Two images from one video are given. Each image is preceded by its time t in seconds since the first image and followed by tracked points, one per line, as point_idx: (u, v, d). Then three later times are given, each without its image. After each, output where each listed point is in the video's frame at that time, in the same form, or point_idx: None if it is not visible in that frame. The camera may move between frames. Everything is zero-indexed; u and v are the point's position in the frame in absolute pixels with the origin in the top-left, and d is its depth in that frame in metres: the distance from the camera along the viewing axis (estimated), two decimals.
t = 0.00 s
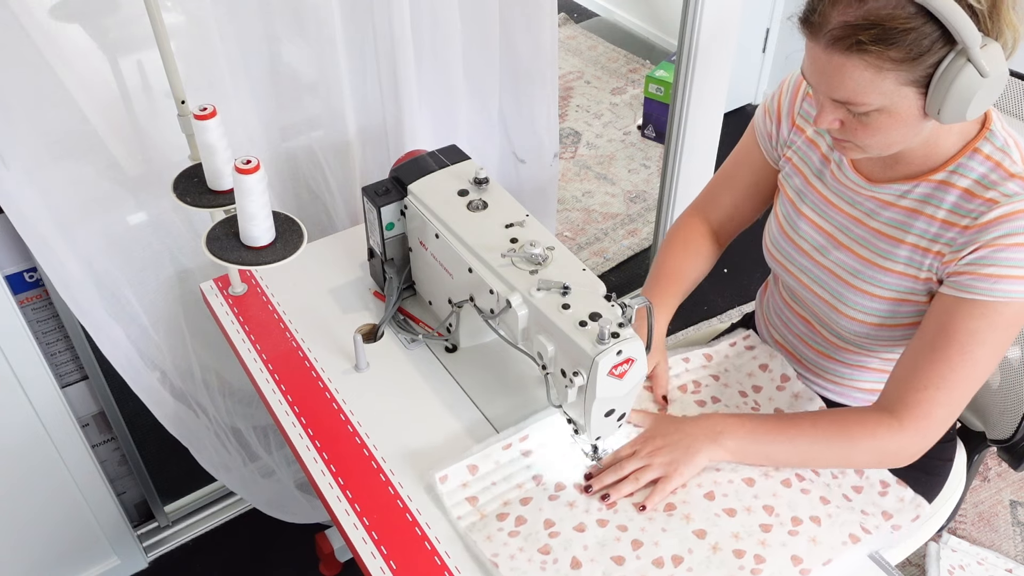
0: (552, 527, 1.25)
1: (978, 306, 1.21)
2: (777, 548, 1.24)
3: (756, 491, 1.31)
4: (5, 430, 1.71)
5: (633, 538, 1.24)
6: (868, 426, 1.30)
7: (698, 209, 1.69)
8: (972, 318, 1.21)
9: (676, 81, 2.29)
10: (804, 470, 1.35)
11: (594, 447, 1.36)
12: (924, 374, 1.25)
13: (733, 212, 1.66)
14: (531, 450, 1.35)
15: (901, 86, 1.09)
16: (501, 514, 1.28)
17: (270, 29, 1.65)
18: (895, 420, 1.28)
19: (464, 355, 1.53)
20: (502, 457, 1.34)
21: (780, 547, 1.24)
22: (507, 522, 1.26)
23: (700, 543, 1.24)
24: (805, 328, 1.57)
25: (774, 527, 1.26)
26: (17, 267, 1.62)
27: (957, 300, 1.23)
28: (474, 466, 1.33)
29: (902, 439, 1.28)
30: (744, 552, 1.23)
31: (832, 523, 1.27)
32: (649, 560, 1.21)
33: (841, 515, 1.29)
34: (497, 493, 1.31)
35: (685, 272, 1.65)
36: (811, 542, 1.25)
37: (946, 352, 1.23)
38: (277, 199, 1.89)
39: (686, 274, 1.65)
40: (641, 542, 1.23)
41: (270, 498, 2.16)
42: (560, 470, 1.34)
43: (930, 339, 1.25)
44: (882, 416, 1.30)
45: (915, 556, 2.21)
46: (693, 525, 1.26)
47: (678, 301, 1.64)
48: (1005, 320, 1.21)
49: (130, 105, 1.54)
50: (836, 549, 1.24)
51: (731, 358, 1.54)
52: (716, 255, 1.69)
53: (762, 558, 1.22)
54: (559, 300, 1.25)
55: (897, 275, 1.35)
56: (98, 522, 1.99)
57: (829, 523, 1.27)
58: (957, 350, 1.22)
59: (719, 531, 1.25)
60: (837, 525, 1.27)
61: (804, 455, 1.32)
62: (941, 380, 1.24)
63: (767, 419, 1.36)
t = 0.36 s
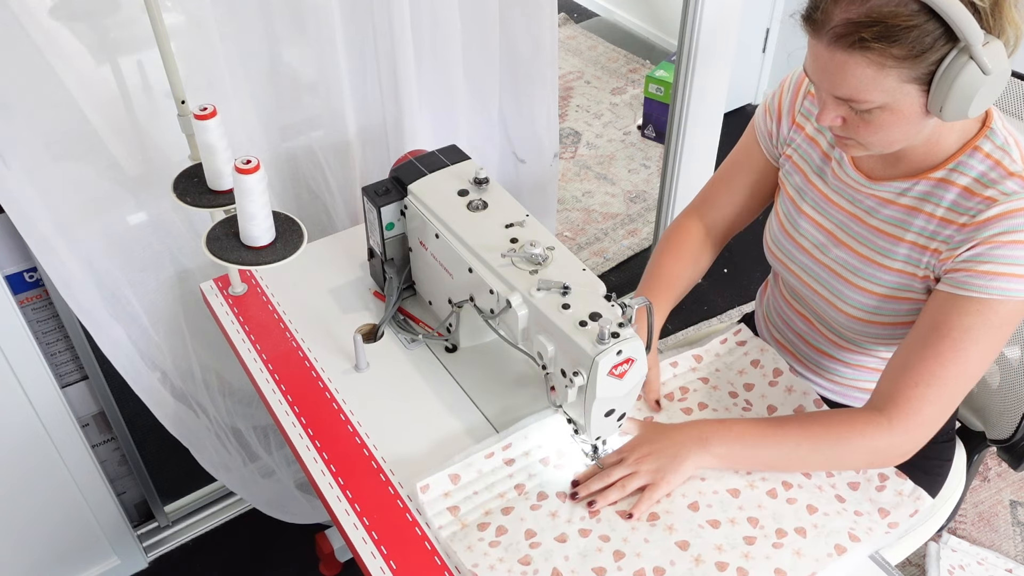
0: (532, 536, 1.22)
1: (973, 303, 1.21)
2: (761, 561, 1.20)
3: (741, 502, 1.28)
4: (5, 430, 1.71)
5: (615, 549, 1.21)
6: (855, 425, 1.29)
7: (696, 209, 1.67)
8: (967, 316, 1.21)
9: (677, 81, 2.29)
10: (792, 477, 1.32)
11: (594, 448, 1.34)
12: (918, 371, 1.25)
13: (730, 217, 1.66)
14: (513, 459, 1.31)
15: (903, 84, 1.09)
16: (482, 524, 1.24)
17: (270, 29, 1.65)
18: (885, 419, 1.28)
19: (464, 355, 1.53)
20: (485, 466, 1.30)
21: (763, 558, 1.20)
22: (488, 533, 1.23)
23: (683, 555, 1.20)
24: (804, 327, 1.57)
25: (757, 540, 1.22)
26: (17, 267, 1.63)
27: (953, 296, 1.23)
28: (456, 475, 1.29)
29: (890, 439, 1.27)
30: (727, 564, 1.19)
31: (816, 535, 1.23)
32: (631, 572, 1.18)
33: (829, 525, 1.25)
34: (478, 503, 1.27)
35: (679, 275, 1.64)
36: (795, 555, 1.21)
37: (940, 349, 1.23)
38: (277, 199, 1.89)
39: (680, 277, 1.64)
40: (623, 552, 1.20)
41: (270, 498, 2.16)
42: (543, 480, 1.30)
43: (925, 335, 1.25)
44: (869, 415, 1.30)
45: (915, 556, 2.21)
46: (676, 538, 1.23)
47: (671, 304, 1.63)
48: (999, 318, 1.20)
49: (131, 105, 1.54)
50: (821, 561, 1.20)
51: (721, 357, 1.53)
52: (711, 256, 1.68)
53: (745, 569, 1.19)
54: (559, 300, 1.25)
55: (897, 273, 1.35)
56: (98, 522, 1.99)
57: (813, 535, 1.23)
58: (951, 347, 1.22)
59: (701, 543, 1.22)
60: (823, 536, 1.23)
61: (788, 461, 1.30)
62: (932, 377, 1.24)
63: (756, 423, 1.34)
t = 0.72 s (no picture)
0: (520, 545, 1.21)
1: (989, 315, 1.22)
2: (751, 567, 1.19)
3: (730, 507, 1.26)
4: (5, 430, 1.71)
5: (605, 555, 1.20)
6: (927, 412, 1.32)
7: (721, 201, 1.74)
8: (988, 327, 1.22)
9: (677, 81, 2.29)
10: (781, 479, 1.30)
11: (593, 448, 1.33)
12: (962, 373, 1.27)
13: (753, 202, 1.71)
14: (501, 467, 1.31)
15: (898, 84, 1.09)
16: (470, 533, 1.23)
17: (270, 29, 1.65)
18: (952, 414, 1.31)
19: (464, 355, 1.53)
20: (472, 474, 1.29)
21: (754, 564, 1.19)
22: (476, 542, 1.22)
23: (673, 560, 1.19)
24: (804, 329, 1.57)
25: (747, 545, 1.22)
26: (17, 267, 1.62)
27: (966, 313, 1.24)
28: (444, 484, 1.28)
29: (955, 435, 1.31)
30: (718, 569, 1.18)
31: (806, 539, 1.22)
32: None
33: (819, 527, 1.24)
34: (467, 511, 1.26)
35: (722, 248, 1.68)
36: (785, 560, 1.20)
37: (973, 358, 1.24)
38: (277, 199, 1.89)
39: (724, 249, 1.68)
40: (613, 559, 1.19)
41: (270, 498, 2.16)
42: (530, 486, 1.29)
43: (954, 346, 1.26)
44: (937, 407, 1.32)
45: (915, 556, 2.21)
46: (665, 542, 1.21)
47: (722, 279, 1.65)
48: None
49: (131, 105, 1.54)
50: (811, 566, 1.19)
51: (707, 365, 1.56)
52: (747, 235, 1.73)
53: None
54: (559, 300, 1.25)
55: (896, 277, 1.35)
56: (98, 522, 1.99)
57: (803, 539, 1.22)
58: (985, 361, 1.24)
59: (692, 548, 1.21)
60: (813, 539, 1.22)
61: (876, 434, 1.35)
62: (981, 384, 1.26)
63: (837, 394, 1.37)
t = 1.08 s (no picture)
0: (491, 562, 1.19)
1: (984, 313, 1.23)
2: None
3: (704, 524, 1.24)
4: (5, 430, 1.71)
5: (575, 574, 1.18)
6: (913, 418, 1.33)
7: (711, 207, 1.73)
8: (984, 325, 1.23)
9: (677, 81, 2.29)
10: (757, 495, 1.28)
11: (594, 448, 1.33)
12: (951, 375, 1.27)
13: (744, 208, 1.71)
14: (474, 481, 1.29)
15: (898, 84, 1.09)
16: (440, 549, 1.21)
17: (270, 29, 1.65)
18: (940, 419, 1.31)
19: (464, 355, 1.53)
20: (444, 490, 1.27)
21: None
22: (445, 559, 1.20)
23: None
24: (804, 328, 1.57)
25: (721, 564, 1.19)
26: (17, 267, 1.62)
27: (962, 310, 1.25)
28: (415, 499, 1.25)
29: (943, 438, 1.32)
30: None
31: (781, 555, 1.20)
32: None
33: (796, 541, 1.22)
34: (437, 527, 1.24)
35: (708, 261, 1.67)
36: None
37: (967, 357, 1.25)
38: (277, 199, 1.89)
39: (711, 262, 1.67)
40: None
41: (270, 498, 2.16)
42: (502, 502, 1.27)
43: (947, 342, 1.27)
44: (924, 411, 1.33)
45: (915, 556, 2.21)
46: (638, 559, 1.19)
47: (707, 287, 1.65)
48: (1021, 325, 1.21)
49: (131, 105, 1.54)
50: None
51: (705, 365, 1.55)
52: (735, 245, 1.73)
53: None
54: (559, 300, 1.25)
55: (897, 276, 1.35)
56: (98, 522, 1.99)
57: (777, 556, 1.20)
58: (980, 360, 1.24)
59: (664, 566, 1.18)
60: (788, 555, 1.20)
61: (859, 443, 1.36)
62: (973, 384, 1.26)
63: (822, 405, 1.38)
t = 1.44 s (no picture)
0: None
1: (978, 311, 1.23)
2: None
3: (679, 540, 1.20)
4: (5, 430, 1.71)
5: None
6: (890, 422, 1.31)
7: (698, 206, 1.71)
8: (978, 323, 1.23)
9: (677, 81, 2.29)
10: (733, 509, 1.24)
11: (593, 449, 1.33)
12: (938, 375, 1.26)
13: (730, 206, 1.68)
14: (445, 498, 1.26)
15: (898, 83, 1.09)
16: (410, 570, 1.17)
17: (270, 28, 1.65)
18: (918, 419, 1.30)
19: (464, 355, 1.53)
20: (414, 507, 1.24)
21: None
22: None
23: None
24: (806, 328, 1.57)
25: None
26: (17, 267, 1.62)
27: (959, 306, 1.25)
28: (385, 519, 1.23)
29: (925, 439, 1.30)
30: None
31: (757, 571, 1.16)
32: None
33: (772, 554, 1.18)
34: (406, 547, 1.20)
35: (692, 265, 1.66)
36: None
37: (956, 355, 1.24)
38: (277, 199, 1.89)
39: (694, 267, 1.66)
40: None
41: (270, 498, 2.16)
42: (474, 519, 1.23)
43: (938, 342, 1.27)
44: (903, 411, 1.32)
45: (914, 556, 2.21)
46: None
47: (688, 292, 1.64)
48: (1012, 325, 1.22)
49: (131, 105, 1.54)
50: None
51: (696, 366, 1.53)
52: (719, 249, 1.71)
53: None
54: (559, 300, 1.25)
55: (897, 276, 1.35)
56: (98, 522, 1.99)
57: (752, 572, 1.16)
58: (969, 357, 1.24)
59: None
60: (764, 570, 1.16)
61: (837, 450, 1.34)
62: (956, 383, 1.26)
63: (798, 413, 1.36)
